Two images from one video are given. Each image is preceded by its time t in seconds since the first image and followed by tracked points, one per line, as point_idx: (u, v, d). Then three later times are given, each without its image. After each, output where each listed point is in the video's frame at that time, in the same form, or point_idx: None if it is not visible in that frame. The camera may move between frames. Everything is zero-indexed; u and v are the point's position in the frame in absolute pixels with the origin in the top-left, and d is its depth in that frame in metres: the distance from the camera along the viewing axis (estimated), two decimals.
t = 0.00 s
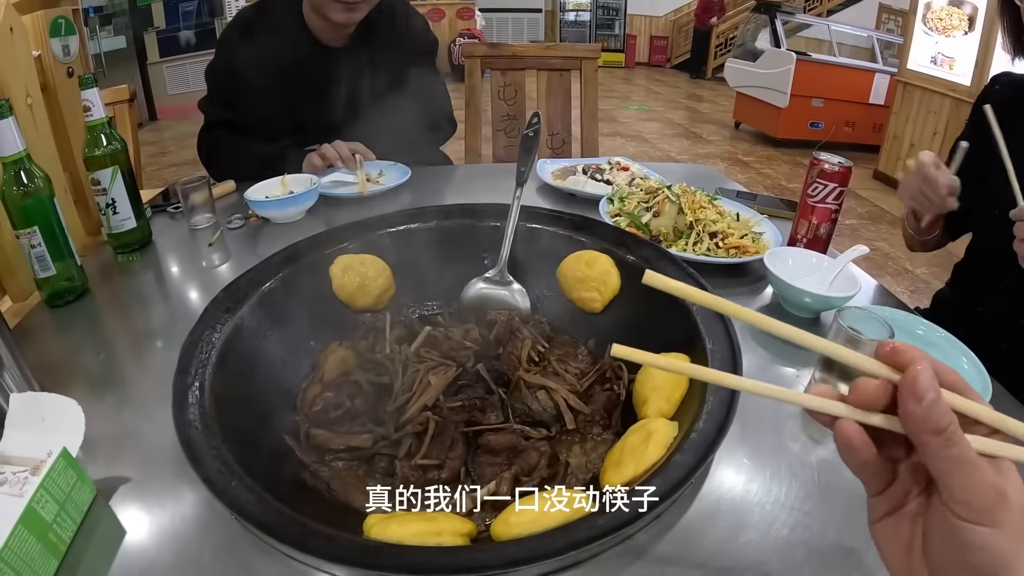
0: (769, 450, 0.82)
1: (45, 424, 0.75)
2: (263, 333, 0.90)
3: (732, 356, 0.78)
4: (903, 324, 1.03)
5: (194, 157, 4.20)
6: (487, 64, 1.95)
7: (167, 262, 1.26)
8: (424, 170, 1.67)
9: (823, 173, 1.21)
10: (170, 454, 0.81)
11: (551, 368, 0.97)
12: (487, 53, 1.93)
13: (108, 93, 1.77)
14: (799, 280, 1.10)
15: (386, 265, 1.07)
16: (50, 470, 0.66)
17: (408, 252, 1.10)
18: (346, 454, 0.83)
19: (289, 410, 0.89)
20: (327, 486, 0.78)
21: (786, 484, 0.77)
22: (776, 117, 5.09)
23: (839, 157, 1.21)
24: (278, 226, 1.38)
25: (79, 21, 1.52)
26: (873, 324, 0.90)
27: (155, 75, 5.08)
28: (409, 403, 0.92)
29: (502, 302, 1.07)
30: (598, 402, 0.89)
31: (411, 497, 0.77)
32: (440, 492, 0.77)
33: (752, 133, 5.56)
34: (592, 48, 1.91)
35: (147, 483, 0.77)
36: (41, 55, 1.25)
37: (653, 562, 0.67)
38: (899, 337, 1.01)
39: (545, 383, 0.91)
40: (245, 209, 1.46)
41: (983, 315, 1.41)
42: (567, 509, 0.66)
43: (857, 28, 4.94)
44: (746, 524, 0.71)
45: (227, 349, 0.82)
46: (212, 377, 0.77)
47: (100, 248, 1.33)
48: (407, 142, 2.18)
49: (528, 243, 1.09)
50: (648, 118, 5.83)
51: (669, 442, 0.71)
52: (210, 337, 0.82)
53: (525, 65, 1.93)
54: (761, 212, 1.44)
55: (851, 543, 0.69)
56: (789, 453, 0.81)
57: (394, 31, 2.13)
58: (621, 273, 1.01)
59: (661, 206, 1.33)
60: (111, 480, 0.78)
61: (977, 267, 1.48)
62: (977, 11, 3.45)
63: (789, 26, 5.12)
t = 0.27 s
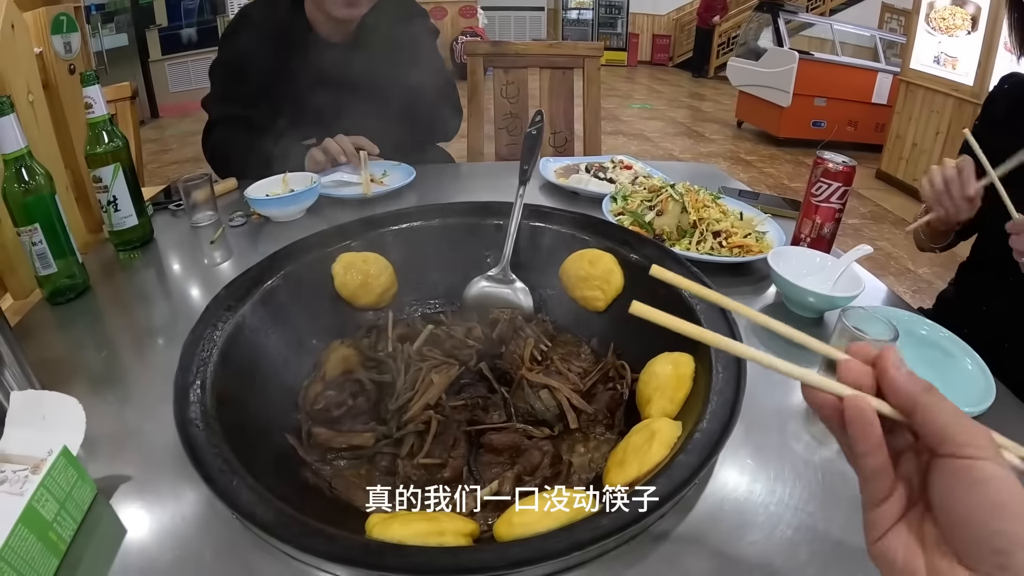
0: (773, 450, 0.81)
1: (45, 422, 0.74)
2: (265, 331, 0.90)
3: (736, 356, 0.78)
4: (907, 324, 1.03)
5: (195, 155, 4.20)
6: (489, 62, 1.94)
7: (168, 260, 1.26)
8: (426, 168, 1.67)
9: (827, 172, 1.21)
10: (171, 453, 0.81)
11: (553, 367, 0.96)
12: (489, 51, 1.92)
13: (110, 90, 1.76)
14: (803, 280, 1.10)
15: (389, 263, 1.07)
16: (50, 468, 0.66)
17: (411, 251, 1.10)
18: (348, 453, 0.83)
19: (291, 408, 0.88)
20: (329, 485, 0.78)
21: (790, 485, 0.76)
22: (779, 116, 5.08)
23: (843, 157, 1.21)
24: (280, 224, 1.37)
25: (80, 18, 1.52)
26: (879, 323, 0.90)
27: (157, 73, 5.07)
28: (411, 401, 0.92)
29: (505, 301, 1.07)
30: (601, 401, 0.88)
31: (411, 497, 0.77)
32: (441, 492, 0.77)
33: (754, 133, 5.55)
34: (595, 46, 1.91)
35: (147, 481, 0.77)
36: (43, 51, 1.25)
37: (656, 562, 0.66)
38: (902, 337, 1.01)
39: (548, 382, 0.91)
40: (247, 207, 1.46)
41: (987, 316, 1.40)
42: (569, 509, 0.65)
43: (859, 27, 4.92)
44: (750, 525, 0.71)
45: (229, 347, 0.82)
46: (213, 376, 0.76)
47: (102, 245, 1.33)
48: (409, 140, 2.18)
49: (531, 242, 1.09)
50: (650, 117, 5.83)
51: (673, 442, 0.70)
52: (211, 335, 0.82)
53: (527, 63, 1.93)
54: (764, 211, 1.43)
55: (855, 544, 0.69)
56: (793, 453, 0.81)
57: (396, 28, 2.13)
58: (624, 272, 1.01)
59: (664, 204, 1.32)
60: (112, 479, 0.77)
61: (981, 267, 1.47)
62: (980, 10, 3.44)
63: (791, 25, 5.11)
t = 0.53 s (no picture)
0: (773, 451, 0.81)
1: (46, 421, 0.74)
2: (267, 330, 0.90)
3: (738, 358, 0.78)
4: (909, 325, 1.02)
5: (197, 153, 4.20)
6: (491, 61, 1.94)
7: (169, 259, 1.26)
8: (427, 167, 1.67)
9: (829, 173, 1.21)
10: (172, 452, 0.81)
11: (554, 367, 0.96)
12: (491, 51, 1.92)
13: (112, 89, 1.76)
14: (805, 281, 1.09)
15: (390, 263, 1.07)
16: (52, 467, 0.66)
17: (413, 250, 1.10)
18: (349, 452, 0.83)
19: (293, 407, 0.89)
20: (330, 485, 0.78)
21: (791, 486, 0.76)
22: (781, 116, 5.07)
23: (845, 157, 1.21)
24: (282, 223, 1.37)
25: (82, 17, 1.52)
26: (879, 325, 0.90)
27: (158, 72, 5.06)
28: (413, 401, 0.92)
29: (506, 300, 1.07)
30: (602, 401, 0.88)
31: (412, 496, 0.77)
32: (441, 492, 0.77)
33: (756, 132, 5.54)
34: (597, 46, 1.91)
35: (149, 480, 0.77)
36: (45, 50, 1.25)
37: (657, 562, 0.67)
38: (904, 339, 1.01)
39: (549, 382, 0.91)
40: (248, 206, 1.46)
41: (988, 317, 1.40)
42: (570, 509, 0.65)
43: (861, 27, 4.91)
44: (750, 525, 0.71)
45: (230, 346, 0.82)
46: (215, 375, 0.76)
47: (103, 244, 1.33)
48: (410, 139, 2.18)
49: (532, 241, 1.09)
50: (652, 116, 5.82)
51: (674, 443, 0.70)
52: (212, 334, 0.82)
53: (529, 62, 1.93)
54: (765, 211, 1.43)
55: (856, 544, 0.69)
56: (793, 454, 0.81)
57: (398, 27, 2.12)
58: (626, 272, 1.01)
59: (666, 204, 1.33)
60: (113, 478, 0.77)
61: (983, 269, 1.48)
62: (982, 10, 3.43)
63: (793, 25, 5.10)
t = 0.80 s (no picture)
0: (776, 450, 0.81)
1: (49, 419, 0.74)
2: (270, 328, 0.90)
3: (741, 357, 0.78)
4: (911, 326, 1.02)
5: (199, 152, 4.20)
6: (493, 60, 1.94)
7: (171, 257, 1.26)
8: (429, 166, 1.67)
9: (832, 173, 1.21)
10: (174, 450, 0.81)
11: (557, 366, 0.96)
12: (493, 49, 1.92)
13: (114, 87, 1.76)
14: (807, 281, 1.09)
15: (393, 261, 1.07)
16: (54, 466, 0.66)
17: (415, 249, 1.09)
18: (351, 451, 0.83)
19: (295, 406, 0.89)
20: (332, 483, 0.78)
21: (794, 486, 0.76)
22: (782, 115, 5.06)
23: (848, 157, 1.20)
24: (284, 221, 1.37)
25: (85, 15, 1.52)
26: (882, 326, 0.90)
27: (160, 70, 5.07)
28: (415, 400, 0.92)
29: (509, 299, 1.07)
30: (605, 400, 0.88)
31: (414, 495, 0.77)
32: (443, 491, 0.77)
33: (757, 131, 5.54)
34: (599, 45, 1.90)
35: (151, 478, 0.77)
36: (47, 48, 1.25)
37: (660, 562, 0.66)
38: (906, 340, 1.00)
39: (551, 381, 0.91)
40: (251, 204, 1.46)
41: (990, 317, 1.40)
42: (573, 509, 0.65)
43: (864, 26, 4.90)
44: (753, 525, 0.71)
45: (233, 344, 0.82)
46: (218, 373, 0.76)
47: (106, 242, 1.33)
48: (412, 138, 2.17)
49: (535, 240, 1.09)
50: (654, 115, 5.81)
51: (677, 442, 0.70)
52: (215, 332, 0.82)
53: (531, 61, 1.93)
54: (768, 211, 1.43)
55: (859, 544, 0.68)
56: (796, 454, 0.81)
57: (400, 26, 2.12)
58: (629, 271, 1.00)
59: (668, 203, 1.33)
60: (116, 476, 0.77)
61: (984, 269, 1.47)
62: (985, 10, 3.42)
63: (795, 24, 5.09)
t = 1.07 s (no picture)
0: (778, 450, 0.81)
1: (49, 417, 0.74)
2: (270, 326, 0.90)
3: (744, 357, 0.77)
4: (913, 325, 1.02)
5: (199, 150, 4.19)
6: (495, 58, 1.93)
7: (172, 255, 1.26)
8: (431, 164, 1.67)
9: (834, 172, 1.20)
10: (175, 448, 0.81)
11: (558, 365, 0.96)
12: (495, 48, 1.91)
13: (115, 85, 1.76)
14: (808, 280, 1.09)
15: (393, 259, 1.06)
16: (54, 463, 0.66)
17: (416, 247, 1.09)
18: (352, 449, 0.83)
19: (296, 404, 0.89)
20: (333, 482, 0.78)
21: (795, 485, 0.76)
22: (784, 115, 5.05)
23: (851, 156, 1.20)
24: (285, 219, 1.37)
25: (86, 12, 1.52)
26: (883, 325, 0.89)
27: (161, 68, 5.05)
28: (416, 398, 0.92)
29: (510, 298, 1.07)
30: (606, 399, 0.88)
31: (413, 496, 0.76)
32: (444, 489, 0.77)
33: (759, 131, 5.53)
34: (601, 43, 1.89)
35: (151, 476, 0.77)
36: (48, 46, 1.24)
37: (661, 562, 0.66)
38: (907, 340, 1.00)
39: (553, 380, 0.91)
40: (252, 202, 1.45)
41: (989, 316, 1.40)
42: (574, 508, 0.65)
43: (866, 26, 4.89)
44: (755, 525, 0.70)
45: (234, 341, 0.82)
46: (218, 371, 0.76)
47: (106, 240, 1.33)
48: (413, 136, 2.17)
49: (537, 239, 1.08)
50: (655, 114, 5.80)
51: (679, 441, 0.70)
52: (216, 330, 0.82)
53: (533, 60, 1.93)
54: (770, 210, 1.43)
55: (860, 544, 0.68)
56: (798, 453, 0.80)
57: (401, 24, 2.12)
58: (631, 269, 1.00)
59: (670, 202, 1.32)
60: (115, 474, 0.77)
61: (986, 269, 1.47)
62: (987, 10, 3.41)
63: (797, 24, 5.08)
